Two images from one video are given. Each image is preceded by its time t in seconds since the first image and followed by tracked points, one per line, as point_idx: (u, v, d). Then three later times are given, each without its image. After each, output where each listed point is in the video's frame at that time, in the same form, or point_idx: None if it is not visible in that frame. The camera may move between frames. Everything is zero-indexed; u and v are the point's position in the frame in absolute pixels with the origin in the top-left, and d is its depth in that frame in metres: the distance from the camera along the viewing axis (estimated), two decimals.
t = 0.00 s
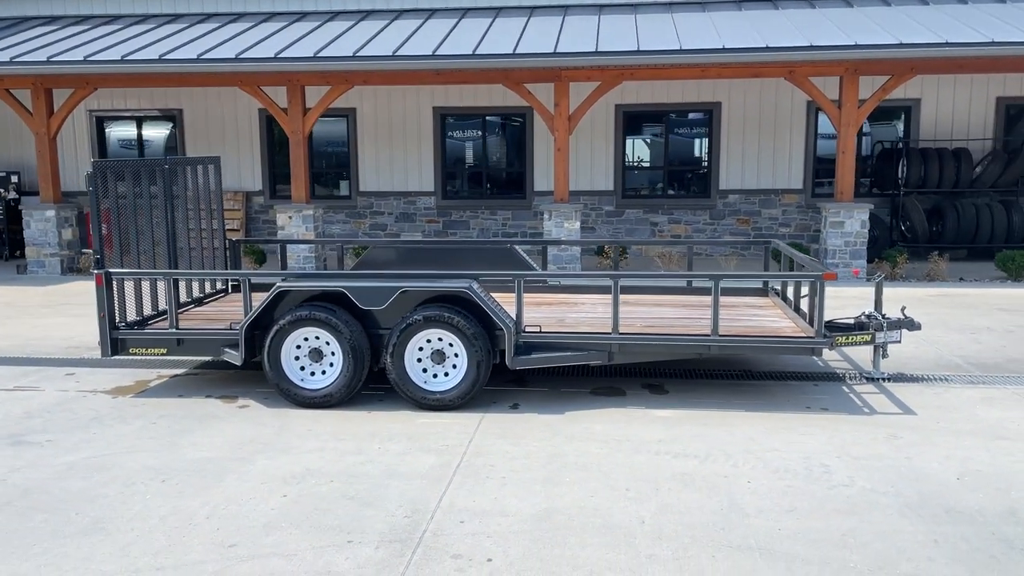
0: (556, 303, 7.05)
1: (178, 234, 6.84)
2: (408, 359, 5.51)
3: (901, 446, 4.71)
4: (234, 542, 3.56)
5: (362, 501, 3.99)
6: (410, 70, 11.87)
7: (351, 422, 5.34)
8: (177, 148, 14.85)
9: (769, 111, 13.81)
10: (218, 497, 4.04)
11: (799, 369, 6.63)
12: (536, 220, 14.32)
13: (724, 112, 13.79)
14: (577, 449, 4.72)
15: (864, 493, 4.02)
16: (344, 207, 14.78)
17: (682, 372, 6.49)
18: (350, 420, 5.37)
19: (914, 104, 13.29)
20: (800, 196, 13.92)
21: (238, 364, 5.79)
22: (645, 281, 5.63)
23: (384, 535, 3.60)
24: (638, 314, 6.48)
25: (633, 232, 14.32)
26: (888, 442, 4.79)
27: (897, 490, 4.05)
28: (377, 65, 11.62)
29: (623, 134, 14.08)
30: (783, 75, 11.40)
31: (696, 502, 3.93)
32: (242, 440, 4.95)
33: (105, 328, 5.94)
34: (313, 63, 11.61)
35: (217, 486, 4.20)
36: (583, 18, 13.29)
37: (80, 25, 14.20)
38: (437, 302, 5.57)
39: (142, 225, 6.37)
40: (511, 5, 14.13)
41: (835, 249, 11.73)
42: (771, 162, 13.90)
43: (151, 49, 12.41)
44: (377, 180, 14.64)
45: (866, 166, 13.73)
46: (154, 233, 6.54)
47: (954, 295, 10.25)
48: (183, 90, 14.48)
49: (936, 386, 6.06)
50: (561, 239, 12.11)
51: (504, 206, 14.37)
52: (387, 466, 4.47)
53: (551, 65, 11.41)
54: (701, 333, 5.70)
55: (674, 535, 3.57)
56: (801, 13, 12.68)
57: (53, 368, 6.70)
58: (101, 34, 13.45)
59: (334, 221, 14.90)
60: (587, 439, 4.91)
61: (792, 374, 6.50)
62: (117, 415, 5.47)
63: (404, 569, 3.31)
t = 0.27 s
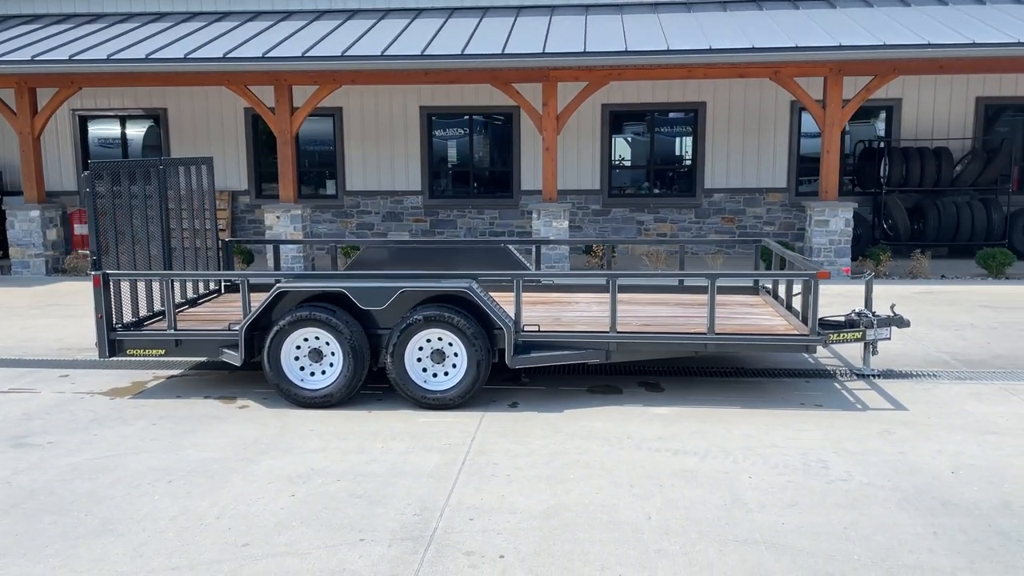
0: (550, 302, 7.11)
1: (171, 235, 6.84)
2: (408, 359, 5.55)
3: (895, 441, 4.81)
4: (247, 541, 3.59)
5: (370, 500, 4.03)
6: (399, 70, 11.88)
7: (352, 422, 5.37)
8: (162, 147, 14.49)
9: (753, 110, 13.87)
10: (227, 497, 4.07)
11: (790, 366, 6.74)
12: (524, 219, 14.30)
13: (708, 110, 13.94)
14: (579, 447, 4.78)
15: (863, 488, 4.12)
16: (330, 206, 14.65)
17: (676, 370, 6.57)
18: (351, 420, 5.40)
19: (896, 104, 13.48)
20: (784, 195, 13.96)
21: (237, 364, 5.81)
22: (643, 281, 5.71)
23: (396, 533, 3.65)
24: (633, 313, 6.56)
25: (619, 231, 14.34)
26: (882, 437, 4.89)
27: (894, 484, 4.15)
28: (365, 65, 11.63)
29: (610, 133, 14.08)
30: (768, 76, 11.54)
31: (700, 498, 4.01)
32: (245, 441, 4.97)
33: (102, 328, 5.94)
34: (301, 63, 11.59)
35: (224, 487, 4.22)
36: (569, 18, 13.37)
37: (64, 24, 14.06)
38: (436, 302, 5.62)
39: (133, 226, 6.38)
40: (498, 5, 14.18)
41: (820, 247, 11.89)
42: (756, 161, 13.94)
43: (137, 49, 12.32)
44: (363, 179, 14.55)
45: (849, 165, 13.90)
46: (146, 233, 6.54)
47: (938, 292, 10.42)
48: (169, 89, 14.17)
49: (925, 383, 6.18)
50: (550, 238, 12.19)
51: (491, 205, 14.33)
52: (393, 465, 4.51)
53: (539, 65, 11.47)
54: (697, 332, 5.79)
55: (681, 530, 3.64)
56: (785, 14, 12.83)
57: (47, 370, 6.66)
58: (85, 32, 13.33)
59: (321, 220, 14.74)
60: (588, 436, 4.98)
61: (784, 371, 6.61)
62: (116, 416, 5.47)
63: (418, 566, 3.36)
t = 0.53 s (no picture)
0: (542, 300, 7.13)
1: (161, 234, 6.79)
2: (404, 358, 5.55)
3: (888, 436, 4.88)
4: (251, 542, 3.58)
5: (372, 500, 4.03)
6: (385, 69, 11.84)
7: (348, 421, 5.36)
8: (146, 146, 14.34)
9: (738, 108, 13.83)
10: (228, 498, 4.06)
11: (781, 363, 6.80)
12: (511, 218, 14.25)
13: (692, 112, 13.83)
14: (577, 444, 4.81)
15: (859, 482, 4.17)
16: (315, 205, 14.49)
17: (669, 368, 6.62)
18: (347, 419, 5.39)
19: (878, 103, 13.61)
20: (769, 193, 14.00)
21: (231, 364, 5.79)
22: (637, 279, 5.75)
23: (400, 532, 3.66)
24: (626, 311, 6.59)
25: (606, 229, 14.28)
26: (876, 433, 4.96)
27: (890, 479, 4.21)
28: (352, 64, 11.56)
29: (596, 133, 14.03)
30: (754, 75, 11.61)
31: (700, 494, 4.05)
32: (242, 441, 4.95)
33: (93, 329, 5.89)
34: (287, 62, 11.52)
35: (224, 487, 4.21)
36: (555, 18, 13.37)
37: (45, 22, 13.91)
38: (432, 301, 5.62)
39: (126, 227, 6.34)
40: (484, 3, 14.16)
41: (806, 245, 12.02)
42: (740, 159, 13.97)
43: (120, 47, 12.19)
44: (349, 178, 14.37)
45: (831, 163, 14.01)
46: (137, 233, 6.48)
47: (922, 290, 10.53)
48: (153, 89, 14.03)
49: (914, 378, 6.27)
50: (537, 237, 12.20)
51: (478, 204, 14.24)
52: (393, 464, 4.52)
53: (527, 64, 11.46)
54: (691, 329, 5.83)
55: (683, 527, 3.68)
56: (770, 14, 12.92)
57: (35, 372, 6.59)
58: (66, 30, 13.17)
59: (306, 219, 14.57)
60: (585, 434, 5.00)
61: (775, 368, 6.67)
62: (109, 418, 5.42)
63: (424, 565, 3.37)
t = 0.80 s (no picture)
0: (536, 299, 7.07)
1: (149, 233, 6.68)
2: (399, 358, 5.48)
3: (888, 434, 4.86)
4: (250, 546, 3.51)
5: (372, 501, 3.96)
6: (374, 66, 11.72)
7: (343, 422, 5.29)
8: (129, 144, 14.12)
9: (725, 106, 13.81)
10: (224, 501, 3.98)
11: (776, 360, 6.79)
12: (499, 216, 14.16)
13: (681, 108, 13.80)
14: (577, 444, 4.76)
15: (863, 480, 4.15)
16: (301, 203, 14.32)
17: (665, 366, 6.58)
18: (342, 420, 5.31)
19: (865, 101, 13.66)
20: (756, 191, 13.98)
21: (223, 365, 5.69)
22: (635, 276, 5.71)
23: (402, 535, 3.59)
24: (621, 309, 6.55)
25: (594, 227, 14.21)
26: (876, 430, 4.94)
27: (893, 477, 4.19)
28: (340, 61, 11.44)
29: (584, 130, 13.96)
30: (743, 73, 11.60)
31: (704, 493, 4.01)
32: (236, 443, 4.86)
33: (82, 330, 5.78)
34: (273, 59, 11.38)
35: (220, 490, 4.12)
36: (544, 15, 13.30)
37: (26, 18, 13.69)
38: (428, 300, 5.55)
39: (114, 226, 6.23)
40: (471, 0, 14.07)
41: (795, 242, 12.05)
42: (728, 157, 13.95)
43: (103, 43, 12.00)
44: (335, 176, 14.22)
45: (819, 161, 14.06)
46: (125, 232, 6.37)
47: (911, 287, 10.56)
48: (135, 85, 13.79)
49: (910, 375, 6.27)
50: (527, 235, 12.13)
51: (466, 203, 14.13)
52: (392, 465, 4.45)
53: (516, 61, 11.39)
54: (688, 327, 5.80)
55: (689, 527, 3.64)
56: (758, 12, 12.91)
57: (21, 373, 6.46)
58: (47, 26, 12.96)
59: (291, 217, 14.41)
60: (585, 433, 4.96)
61: (770, 365, 6.65)
62: (98, 419, 5.32)
63: (429, 569, 3.30)
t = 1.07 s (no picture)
0: (533, 300, 7.00)
1: (139, 233, 6.55)
2: (397, 360, 5.39)
3: (892, 436, 4.83)
4: (251, 555, 3.42)
5: (374, 508, 3.88)
6: (364, 65, 11.62)
7: (340, 426, 5.20)
8: (114, 143, 13.91)
9: (715, 105, 13.77)
10: (223, 509, 3.89)
11: (774, 361, 6.75)
12: (489, 216, 14.08)
13: (673, 106, 13.75)
14: (580, 447, 4.70)
15: (871, 483, 4.11)
16: (290, 203, 14.17)
17: (663, 367, 6.53)
18: (340, 423, 5.23)
19: (855, 101, 13.67)
20: (747, 190, 13.96)
21: (217, 368, 5.59)
22: (635, 277, 5.65)
23: (407, 543, 3.51)
24: (620, 309, 6.50)
25: (585, 227, 14.14)
26: (879, 432, 4.90)
27: (901, 480, 4.15)
28: (331, 59, 11.33)
29: (575, 130, 13.89)
30: (736, 72, 11.57)
31: (711, 497, 3.95)
32: (231, 448, 4.77)
33: (72, 333, 5.66)
34: (263, 57, 11.25)
35: (218, 497, 4.03)
36: (535, 13, 13.23)
37: (10, 15, 13.50)
38: (426, 302, 5.47)
39: (104, 225, 6.09)
40: None
41: (787, 242, 12.05)
42: (720, 157, 13.92)
43: (89, 40, 11.82)
44: (324, 175, 14.09)
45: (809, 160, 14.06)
46: (115, 232, 6.25)
47: (904, 287, 10.57)
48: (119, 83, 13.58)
49: (909, 376, 6.24)
50: (519, 235, 12.06)
51: (457, 202, 14.03)
52: (392, 470, 4.37)
53: (508, 60, 11.31)
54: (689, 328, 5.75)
55: (699, 532, 3.58)
56: (749, 11, 12.90)
57: (8, 377, 6.32)
58: (31, 23, 12.76)
59: (279, 216, 14.26)
60: (587, 436, 4.89)
61: (769, 366, 6.61)
62: (89, 424, 5.20)
63: None
